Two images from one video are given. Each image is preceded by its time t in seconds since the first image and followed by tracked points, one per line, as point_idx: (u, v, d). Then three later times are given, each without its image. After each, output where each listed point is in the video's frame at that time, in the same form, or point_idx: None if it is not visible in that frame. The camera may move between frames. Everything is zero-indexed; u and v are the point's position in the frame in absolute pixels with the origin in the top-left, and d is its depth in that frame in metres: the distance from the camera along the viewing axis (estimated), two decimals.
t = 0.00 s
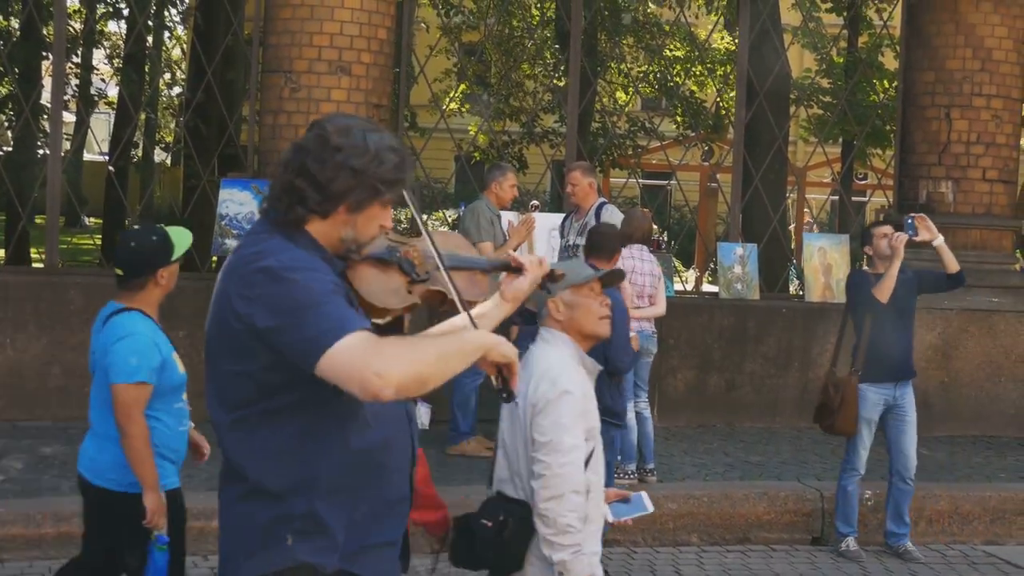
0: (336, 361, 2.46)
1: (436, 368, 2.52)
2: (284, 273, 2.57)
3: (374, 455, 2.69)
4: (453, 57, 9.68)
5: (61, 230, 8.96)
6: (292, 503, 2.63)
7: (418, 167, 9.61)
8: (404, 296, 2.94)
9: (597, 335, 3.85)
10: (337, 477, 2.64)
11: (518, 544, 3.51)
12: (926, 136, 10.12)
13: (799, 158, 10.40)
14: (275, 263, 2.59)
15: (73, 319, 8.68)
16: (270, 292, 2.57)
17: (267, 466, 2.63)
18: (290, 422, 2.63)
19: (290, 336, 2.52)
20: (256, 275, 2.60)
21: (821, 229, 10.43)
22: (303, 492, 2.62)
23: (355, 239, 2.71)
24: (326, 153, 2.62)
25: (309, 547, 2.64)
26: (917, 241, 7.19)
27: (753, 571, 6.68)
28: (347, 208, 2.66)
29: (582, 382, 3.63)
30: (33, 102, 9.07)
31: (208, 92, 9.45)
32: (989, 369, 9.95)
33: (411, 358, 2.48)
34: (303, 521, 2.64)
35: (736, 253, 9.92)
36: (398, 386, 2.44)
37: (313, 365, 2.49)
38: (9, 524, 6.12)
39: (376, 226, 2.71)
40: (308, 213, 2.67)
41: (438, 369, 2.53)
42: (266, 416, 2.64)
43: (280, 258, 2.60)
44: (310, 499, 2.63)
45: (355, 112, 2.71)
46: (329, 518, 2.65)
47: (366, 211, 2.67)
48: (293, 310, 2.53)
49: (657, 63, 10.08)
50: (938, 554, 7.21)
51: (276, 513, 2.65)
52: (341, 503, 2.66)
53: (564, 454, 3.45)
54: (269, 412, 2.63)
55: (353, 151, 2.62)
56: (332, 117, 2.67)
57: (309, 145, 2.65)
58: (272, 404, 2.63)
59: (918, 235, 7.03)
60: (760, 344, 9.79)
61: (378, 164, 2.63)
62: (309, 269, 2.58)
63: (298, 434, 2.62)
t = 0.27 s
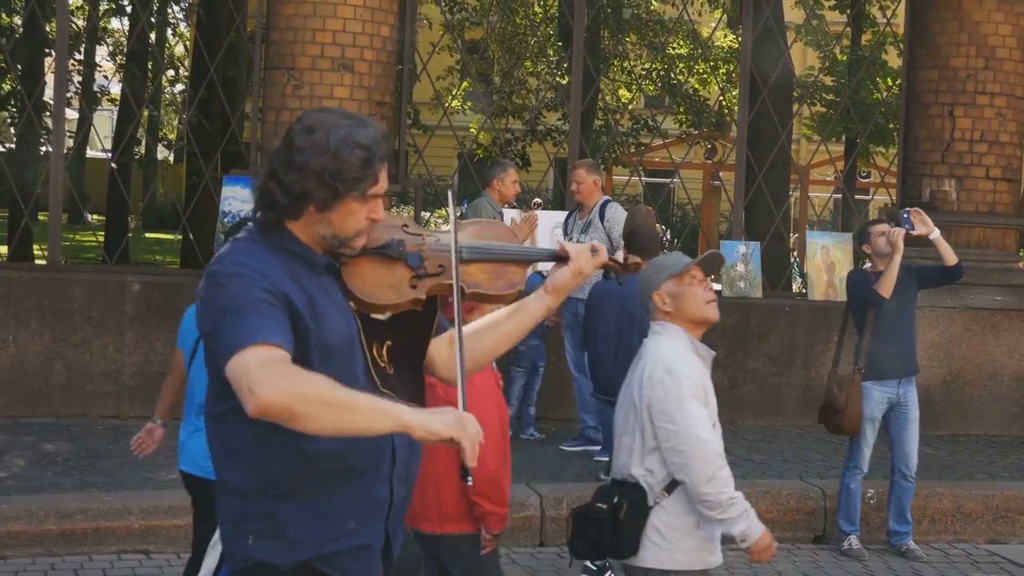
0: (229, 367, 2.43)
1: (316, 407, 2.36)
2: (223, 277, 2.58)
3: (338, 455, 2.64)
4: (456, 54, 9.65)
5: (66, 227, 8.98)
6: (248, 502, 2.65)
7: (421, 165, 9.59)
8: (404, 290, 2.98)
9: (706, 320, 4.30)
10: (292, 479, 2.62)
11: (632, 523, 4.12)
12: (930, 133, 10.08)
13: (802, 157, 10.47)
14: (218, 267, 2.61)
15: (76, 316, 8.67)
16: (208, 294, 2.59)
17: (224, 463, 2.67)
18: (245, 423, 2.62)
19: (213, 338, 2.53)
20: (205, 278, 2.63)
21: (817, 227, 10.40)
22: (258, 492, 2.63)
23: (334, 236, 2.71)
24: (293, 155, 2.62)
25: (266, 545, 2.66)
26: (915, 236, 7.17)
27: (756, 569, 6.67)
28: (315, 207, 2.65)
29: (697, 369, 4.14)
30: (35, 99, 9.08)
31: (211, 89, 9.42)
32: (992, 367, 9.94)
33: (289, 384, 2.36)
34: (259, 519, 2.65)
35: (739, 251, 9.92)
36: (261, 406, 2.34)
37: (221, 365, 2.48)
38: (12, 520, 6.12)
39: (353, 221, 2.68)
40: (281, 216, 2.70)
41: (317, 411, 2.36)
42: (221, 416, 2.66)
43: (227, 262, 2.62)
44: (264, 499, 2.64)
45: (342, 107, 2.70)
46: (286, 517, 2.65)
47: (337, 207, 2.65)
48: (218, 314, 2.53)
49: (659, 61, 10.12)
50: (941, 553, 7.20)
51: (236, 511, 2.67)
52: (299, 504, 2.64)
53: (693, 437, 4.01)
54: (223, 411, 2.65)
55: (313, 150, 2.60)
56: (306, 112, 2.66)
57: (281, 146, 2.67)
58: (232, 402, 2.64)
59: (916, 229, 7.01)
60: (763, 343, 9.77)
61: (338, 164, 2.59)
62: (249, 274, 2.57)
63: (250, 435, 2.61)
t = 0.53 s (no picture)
0: (241, 334, 2.55)
1: (332, 359, 2.46)
2: (230, 261, 2.73)
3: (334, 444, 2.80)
4: (462, 50, 9.68)
5: (73, 224, 8.97)
6: (248, 485, 2.81)
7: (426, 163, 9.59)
8: (409, 284, 3.20)
9: (813, 325, 4.31)
10: (289, 464, 2.78)
11: (745, 526, 4.08)
12: (936, 130, 10.11)
13: (808, 154, 10.36)
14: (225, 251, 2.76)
15: (82, 313, 8.69)
16: (216, 278, 2.74)
17: (227, 448, 2.83)
18: (246, 408, 2.79)
19: (223, 316, 2.66)
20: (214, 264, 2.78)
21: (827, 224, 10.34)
22: (256, 476, 2.80)
23: (337, 228, 2.81)
24: (298, 145, 2.78)
25: (261, 528, 2.81)
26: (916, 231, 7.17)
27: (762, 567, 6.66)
28: (317, 198, 2.79)
29: (808, 375, 4.15)
30: (42, 96, 9.10)
31: (217, 87, 9.44)
32: (999, 364, 9.93)
33: (303, 341, 2.48)
34: (256, 502, 2.81)
35: (745, 248, 9.94)
36: (277, 363, 2.46)
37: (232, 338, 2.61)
38: (18, 518, 6.13)
39: (356, 215, 2.79)
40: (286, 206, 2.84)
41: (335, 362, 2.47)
42: (224, 402, 2.82)
43: (233, 247, 2.77)
44: (262, 482, 2.80)
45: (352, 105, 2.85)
46: (281, 502, 2.80)
47: (340, 200, 2.78)
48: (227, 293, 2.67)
49: (665, 58, 10.09)
50: (947, 550, 7.19)
51: (236, 493, 2.83)
52: (295, 490, 2.79)
53: (800, 443, 4.02)
54: (225, 397, 2.82)
55: (316, 142, 2.75)
56: (315, 108, 2.82)
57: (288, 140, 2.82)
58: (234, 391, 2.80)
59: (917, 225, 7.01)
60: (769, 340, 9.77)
61: (338, 155, 2.73)
62: (255, 256, 2.72)
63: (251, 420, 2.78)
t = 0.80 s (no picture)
0: (343, 315, 2.67)
1: (442, 332, 2.68)
2: (289, 249, 2.81)
3: (373, 440, 2.90)
4: (469, 48, 9.68)
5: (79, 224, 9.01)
6: (286, 474, 2.88)
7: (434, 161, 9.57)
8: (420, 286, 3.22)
9: (915, 321, 4.39)
10: (331, 456, 2.86)
11: (846, 517, 4.20)
12: (944, 126, 10.11)
13: (816, 150, 10.31)
14: (278, 241, 2.84)
15: (90, 312, 8.70)
16: (275, 267, 2.81)
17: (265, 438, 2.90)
18: (288, 400, 2.88)
19: (299, 302, 2.75)
20: (261, 254, 2.85)
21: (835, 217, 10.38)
22: (296, 466, 2.87)
23: (360, 228, 2.93)
24: (330, 141, 2.87)
25: (297, 518, 2.88)
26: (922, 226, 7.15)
27: (772, 564, 6.65)
28: (348, 194, 2.88)
29: (905, 368, 4.20)
30: (49, 96, 9.12)
31: (224, 87, 9.39)
32: (1008, 360, 9.90)
33: (416, 316, 2.67)
34: (294, 492, 2.88)
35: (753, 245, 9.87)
36: (402, 335, 2.62)
37: (321, 320, 2.70)
38: (27, 517, 6.14)
39: (380, 215, 2.91)
40: (311, 199, 2.91)
41: (445, 336, 2.69)
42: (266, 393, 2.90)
43: (283, 237, 2.85)
44: (302, 473, 2.87)
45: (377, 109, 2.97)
46: (321, 493, 2.87)
47: (369, 198, 2.89)
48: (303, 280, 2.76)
49: (673, 55, 10.06)
50: (956, 547, 7.18)
51: (273, 482, 2.90)
52: (333, 482, 2.87)
53: (892, 441, 4.07)
54: (267, 389, 2.90)
55: (353, 140, 2.85)
56: (344, 108, 2.92)
57: (318, 136, 2.90)
58: (276, 383, 2.89)
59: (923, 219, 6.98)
60: (778, 337, 9.76)
61: (376, 154, 2.84)
62: (311, 247, 2.83)
63: (294, 412, 2.87)
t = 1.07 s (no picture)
0: (451, 315, 2.81)
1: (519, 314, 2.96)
2: (359, 251, 2.86)
3: (423, 436, 3.00)
4: (477, 46, 9.66)
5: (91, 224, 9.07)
6: (344, 473, 2.89)
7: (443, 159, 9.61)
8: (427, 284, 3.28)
9: None
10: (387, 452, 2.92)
11: (978, 538, 3.98)
12: (954, 122, 10.04)
13: (827, 146, 10.34)
14: (344, 244, 2.86)
15: (101, 312, 8.73)
16: (348, 269, 2.84)
17: (322, 439, 2.89)
18: (344, 400, 2.90)
19: (386, 304, 2.81)
20: (324, 256, 2.85)
21: (846, 216, 10.38)
22: (355, 465, 2.89)
23: (391, 229, 2.99)
24: (370, 142, 2.90)
25: (357, 516, 2.90)
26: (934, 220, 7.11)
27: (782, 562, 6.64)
28: (390, 195, 2.92)
29: None
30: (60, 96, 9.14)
31: (232, 86, 9.39)
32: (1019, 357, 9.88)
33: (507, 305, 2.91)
34: (354, 491, 2.90)
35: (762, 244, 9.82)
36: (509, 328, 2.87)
37: (421, 322, 2.81)
38: (38, 516, 6.15)
39: (410, 216, 2.99)
40: (350, 197, 2.92)
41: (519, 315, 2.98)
42: (320, 392, 2.89)
43: (347, 238, 2.87)
44: (362, 471, 2.90)
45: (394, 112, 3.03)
46: (379, 489, 2.92)
47: (407, 199, 2.95)
48: (387, 280, 2.83)
49: (682, 53, 10.04)
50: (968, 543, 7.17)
51: (330, 481, 2.90)
52: (388, 477, 2.93)
53: None
54: (321, 389, 2.89)
55: (397, 142, 2.90)
56: (374, 110, 2.96)
57: (350, 137, 2.92)
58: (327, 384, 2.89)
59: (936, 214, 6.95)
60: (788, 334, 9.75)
61: (420, 154, 2.91)
62: (373, 247, 2.89)
63: (353, 411, 2.90)
